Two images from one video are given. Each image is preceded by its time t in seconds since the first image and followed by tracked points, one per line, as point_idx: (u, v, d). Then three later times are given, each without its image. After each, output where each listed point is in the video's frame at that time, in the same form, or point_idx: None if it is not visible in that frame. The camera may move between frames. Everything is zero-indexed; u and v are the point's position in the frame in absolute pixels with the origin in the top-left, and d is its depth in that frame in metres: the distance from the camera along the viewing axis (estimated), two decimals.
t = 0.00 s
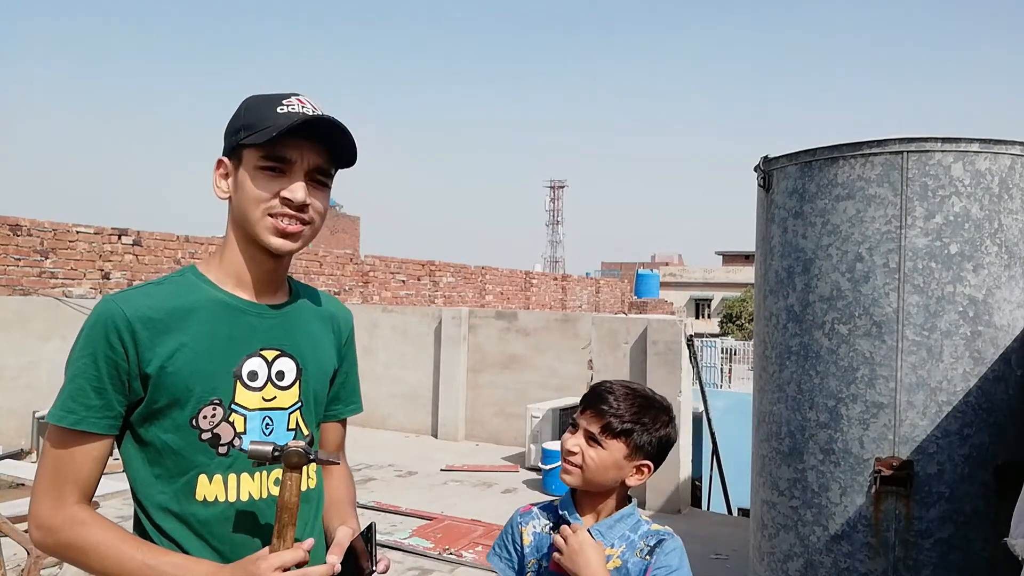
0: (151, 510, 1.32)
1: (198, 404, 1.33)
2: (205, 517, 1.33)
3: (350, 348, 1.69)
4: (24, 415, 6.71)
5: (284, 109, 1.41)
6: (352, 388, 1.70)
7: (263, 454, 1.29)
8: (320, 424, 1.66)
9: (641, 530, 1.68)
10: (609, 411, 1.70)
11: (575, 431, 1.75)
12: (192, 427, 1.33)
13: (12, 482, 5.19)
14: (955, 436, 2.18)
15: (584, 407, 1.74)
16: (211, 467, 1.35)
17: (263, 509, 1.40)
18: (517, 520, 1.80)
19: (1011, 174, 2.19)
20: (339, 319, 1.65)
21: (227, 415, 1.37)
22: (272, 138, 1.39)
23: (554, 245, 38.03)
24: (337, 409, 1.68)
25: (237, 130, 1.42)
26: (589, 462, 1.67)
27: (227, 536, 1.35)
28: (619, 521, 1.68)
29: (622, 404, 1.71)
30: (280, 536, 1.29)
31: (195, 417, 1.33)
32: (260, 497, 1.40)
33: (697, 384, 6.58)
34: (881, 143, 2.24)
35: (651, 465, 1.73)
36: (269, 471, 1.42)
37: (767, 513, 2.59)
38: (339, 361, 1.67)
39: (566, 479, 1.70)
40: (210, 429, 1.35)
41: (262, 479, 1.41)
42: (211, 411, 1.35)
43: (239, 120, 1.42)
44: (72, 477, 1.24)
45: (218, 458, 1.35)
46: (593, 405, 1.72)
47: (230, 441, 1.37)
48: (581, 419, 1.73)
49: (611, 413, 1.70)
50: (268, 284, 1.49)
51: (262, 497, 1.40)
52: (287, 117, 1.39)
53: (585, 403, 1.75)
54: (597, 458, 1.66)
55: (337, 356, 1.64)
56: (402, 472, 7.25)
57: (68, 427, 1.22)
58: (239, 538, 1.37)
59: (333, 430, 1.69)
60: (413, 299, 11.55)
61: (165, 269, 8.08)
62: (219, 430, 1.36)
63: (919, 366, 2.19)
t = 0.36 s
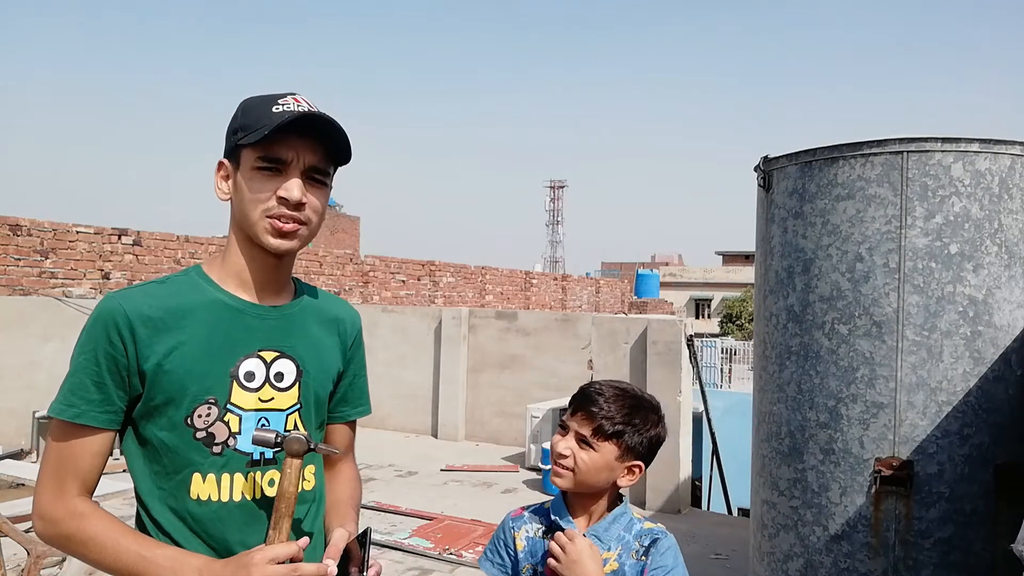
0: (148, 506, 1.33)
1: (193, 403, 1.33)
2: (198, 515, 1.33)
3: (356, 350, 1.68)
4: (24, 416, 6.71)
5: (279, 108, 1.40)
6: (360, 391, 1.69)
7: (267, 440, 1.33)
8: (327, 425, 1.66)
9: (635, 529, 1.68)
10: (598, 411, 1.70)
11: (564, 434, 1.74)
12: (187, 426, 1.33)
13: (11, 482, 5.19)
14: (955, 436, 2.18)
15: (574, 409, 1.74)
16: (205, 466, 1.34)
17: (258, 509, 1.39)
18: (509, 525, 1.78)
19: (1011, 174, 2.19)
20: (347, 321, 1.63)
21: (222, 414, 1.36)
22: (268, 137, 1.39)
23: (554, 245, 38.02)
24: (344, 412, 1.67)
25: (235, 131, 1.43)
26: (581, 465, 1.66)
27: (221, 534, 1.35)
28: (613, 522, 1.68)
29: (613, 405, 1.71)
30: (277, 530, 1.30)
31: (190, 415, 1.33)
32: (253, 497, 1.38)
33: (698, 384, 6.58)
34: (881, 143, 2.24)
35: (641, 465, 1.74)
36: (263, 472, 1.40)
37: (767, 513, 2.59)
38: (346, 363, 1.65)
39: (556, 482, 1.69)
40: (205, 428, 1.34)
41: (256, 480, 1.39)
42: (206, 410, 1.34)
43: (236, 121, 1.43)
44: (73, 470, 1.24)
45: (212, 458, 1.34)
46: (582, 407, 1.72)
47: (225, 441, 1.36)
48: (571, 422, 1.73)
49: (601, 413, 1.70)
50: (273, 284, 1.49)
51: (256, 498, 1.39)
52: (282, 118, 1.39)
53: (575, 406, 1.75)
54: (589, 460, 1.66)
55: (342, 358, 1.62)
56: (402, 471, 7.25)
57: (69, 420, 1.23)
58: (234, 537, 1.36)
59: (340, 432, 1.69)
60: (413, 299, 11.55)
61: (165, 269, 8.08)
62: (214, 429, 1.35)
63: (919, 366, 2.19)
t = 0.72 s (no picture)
0: (146, 502, 1.33)
1: (192, 400, 1.33)
2: (196, 512, 1.33)
3: (358, 353, 1.67)
4: (24, 416, 6.70)
5: (295, 113, 1.41)
6: (361, 394, 1.69)
7: (275, 438, 1.35)
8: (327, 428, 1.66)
9: (676, 535, 1.69)
10: (654, 425, 1.69)
11: (618, 455, 1.69)
12: (186, 423, 1.32)
13: (11, 482, 5.19)
14: (955, 436, 2.18)
15: (623, 429, 1.69)
16: (202, 464, 1.34)
17: (255, 508, 1.38)
18: (549, 526, 1.81)
19: (1011, 174, 2.19)
20: (349, 323, 1.63)
21: (220, 412, 1.36)
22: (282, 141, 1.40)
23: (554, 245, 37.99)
24: (344, 416, 1.67)
25: (247, 132, 1.43)
26: (651, 481, 1.67)
27: (218, 532, 1.34)
28: (657, 527, 1.69)
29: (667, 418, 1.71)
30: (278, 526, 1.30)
31: (188, 413, 1.33)
32: (251, 496, 1.38)
33: (698, 383, 6.58)
34: (881, 143, 2.24)
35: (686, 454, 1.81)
36: (260, 472, 1.40)
37: (767, 513, 2.59)
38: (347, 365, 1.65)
39: (626, 506, 1.66)
40: (202, 425, 1.34)
41: (254, 479, 1.39)
42: (204, 408, 1.34)
43: (249, 122, 1.43)
44: (73, 465, 1.24)
45: (209, 455, 1.34)
46: (635, 425, 1.68)
47: (222, 439, 1.36)
48: (625, 442, 1.68)
49: (658, 427, 1.69)
50: (275, 285, 1.49)
51: (253, 497, 1.38)
52: (297, 122, 1.40)
53: (622, 424, 1.69)
54: (656, 475, 1.68)
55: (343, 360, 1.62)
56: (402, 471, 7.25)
57: (69, 416, 1.23)
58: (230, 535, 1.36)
59: (341, 435, 1.69)
60: (413, 299, 11.55)
61: (165, 269, 8.07)
62: (212, 426, 1.35)
63: (919, 366, 2.19)
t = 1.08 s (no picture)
0: (146, 505, 1.33)
1: (190, 402, 1.33)
2: (197, 514, 1.33)
3: (352, 351, 1.67)
4: (23, 416, 6.70)
5: (360, 153, 1.45)
6: (355, 392, 1.69)
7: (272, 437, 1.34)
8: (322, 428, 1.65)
9: (727, 545, 1.70)
10: (705, 435, 1.70)
11: (671, 470, 1.69)
12: (185, 425, 1.32)
13: (11, 482, 5.20)
14: (955, 436, 2.18)
15: (675, 442, 1.69)
16: (202, 465, 1.34)
17: (257, 508, 1.39)
18: (594, 536, 1.81)
19: (1011, 173, 2.19)
20: (342, 321, 1.63)
21: (220, 413, 1.36)
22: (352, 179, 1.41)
23: (554, 245, 37.98)
24: (339, 414, 1.67)
25: (313, 156, 1.39)
26: (708, 491, 1.69)
27: (220, 533, 1.35)
28: (707, 537, 1.70)
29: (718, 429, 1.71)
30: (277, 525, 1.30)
31: (187, 414, 1.32)
32: (252, 496, 1.38)
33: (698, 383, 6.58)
34: (881, 144, 2.24)
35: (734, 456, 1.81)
36: (262, 472, 1.40)
37: (767, 513, 2.58)
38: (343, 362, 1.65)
39: (686, 519, 1.67)
40: (202, 427, 1.34)
41: (254, 479, 1.39)
42: (204, 409, 1.34)
43: (315, 146, 1.40)
44: (70, 470, 1.24)
45: (210, 456, 1.34)
46: (686, 438, 1.68)
47: (222, 439, 1.36)
48: (678, 456, 1.69)
49: (710, 436, 1.70)
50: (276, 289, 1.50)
51: (254, 497, 1.39)
52: (365, 165, 1.45)
53: (674, 438, 1.69)
54: (715, 486, 1.69)
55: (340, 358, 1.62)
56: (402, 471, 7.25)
57: (66, 421, 1.23)
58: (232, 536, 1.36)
59: (336, 432, 1.69)
60: (414, 299, 11.56)
61: (165, 269, 8.08)
62: (212, 428, 1.35)
63: (919, 366, 2.19)
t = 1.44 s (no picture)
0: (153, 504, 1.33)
1: (200, 401, 1.33)
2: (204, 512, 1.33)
3: (353, 353, 1.68)
4: (24, 416, 6.70)
5: (367, 163, 1.44)
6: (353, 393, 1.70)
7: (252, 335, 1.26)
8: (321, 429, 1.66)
9: (754, 557, 1.68)
10: (732, 440, 1.69)
11: (694, 475, 1.70)
12: (195, 424, 1.33)
13: (12, 482, 5.20)
14: (955, 436, 2.18)
15: (699, 447, 1.69)
16: (210, 464, 1.34)
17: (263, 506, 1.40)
18: (618, 543, 1.86)
19: (1011, 174, 2.19)
20: (344, 324, 1.64)
21: (229, 413, 1.36)
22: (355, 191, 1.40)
23: (554, 245, 37.98)
24: (336, 414, 1.68)
25: (317, 164, 1.38)
26: (731, 500, 1.68)
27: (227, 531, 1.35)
28: (730, 548, 1.68)
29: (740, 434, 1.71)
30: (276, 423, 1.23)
31: (197, 413, 1.33)
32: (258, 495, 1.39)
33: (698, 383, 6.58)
34: (881, 143, 2.24)
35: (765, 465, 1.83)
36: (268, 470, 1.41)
37: (767, 513, 2.58)
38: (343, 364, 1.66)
39: (707, 527, 1.68)
40: (211, 426, 1.34)
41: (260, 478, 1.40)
42: (213, 408, 1.34)
43: (321, 154, 1.39)
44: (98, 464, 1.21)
45: (217, 455, 1.35)
46: (711, 443, 1.69)
47: (230, 438, 1.36)
48: (702, 462, 1.70)
49: (737, 442, 1.70)
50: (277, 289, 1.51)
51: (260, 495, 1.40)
52: (370, 176, 1.44)
53: (698, 442, 1.70)
54: (738, 495, 1.69)
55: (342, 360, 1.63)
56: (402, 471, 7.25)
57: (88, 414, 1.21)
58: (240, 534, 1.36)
59: (333, 433, 1.69)
60: (414, 299, 11.56)
61: (165, 269, 8.08)
62: (221, 427, 1.35)
63: (919, 366, 2.19)
